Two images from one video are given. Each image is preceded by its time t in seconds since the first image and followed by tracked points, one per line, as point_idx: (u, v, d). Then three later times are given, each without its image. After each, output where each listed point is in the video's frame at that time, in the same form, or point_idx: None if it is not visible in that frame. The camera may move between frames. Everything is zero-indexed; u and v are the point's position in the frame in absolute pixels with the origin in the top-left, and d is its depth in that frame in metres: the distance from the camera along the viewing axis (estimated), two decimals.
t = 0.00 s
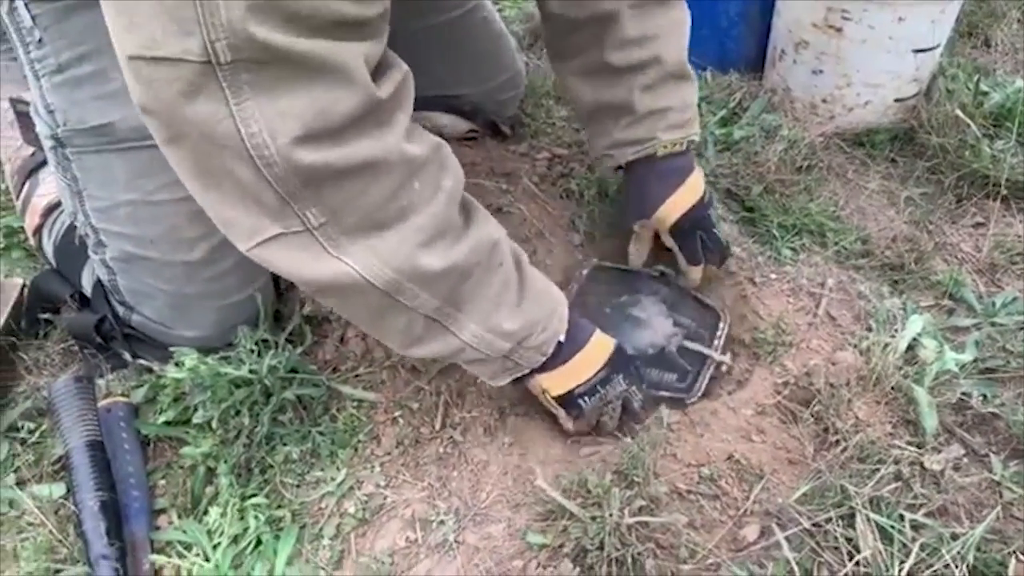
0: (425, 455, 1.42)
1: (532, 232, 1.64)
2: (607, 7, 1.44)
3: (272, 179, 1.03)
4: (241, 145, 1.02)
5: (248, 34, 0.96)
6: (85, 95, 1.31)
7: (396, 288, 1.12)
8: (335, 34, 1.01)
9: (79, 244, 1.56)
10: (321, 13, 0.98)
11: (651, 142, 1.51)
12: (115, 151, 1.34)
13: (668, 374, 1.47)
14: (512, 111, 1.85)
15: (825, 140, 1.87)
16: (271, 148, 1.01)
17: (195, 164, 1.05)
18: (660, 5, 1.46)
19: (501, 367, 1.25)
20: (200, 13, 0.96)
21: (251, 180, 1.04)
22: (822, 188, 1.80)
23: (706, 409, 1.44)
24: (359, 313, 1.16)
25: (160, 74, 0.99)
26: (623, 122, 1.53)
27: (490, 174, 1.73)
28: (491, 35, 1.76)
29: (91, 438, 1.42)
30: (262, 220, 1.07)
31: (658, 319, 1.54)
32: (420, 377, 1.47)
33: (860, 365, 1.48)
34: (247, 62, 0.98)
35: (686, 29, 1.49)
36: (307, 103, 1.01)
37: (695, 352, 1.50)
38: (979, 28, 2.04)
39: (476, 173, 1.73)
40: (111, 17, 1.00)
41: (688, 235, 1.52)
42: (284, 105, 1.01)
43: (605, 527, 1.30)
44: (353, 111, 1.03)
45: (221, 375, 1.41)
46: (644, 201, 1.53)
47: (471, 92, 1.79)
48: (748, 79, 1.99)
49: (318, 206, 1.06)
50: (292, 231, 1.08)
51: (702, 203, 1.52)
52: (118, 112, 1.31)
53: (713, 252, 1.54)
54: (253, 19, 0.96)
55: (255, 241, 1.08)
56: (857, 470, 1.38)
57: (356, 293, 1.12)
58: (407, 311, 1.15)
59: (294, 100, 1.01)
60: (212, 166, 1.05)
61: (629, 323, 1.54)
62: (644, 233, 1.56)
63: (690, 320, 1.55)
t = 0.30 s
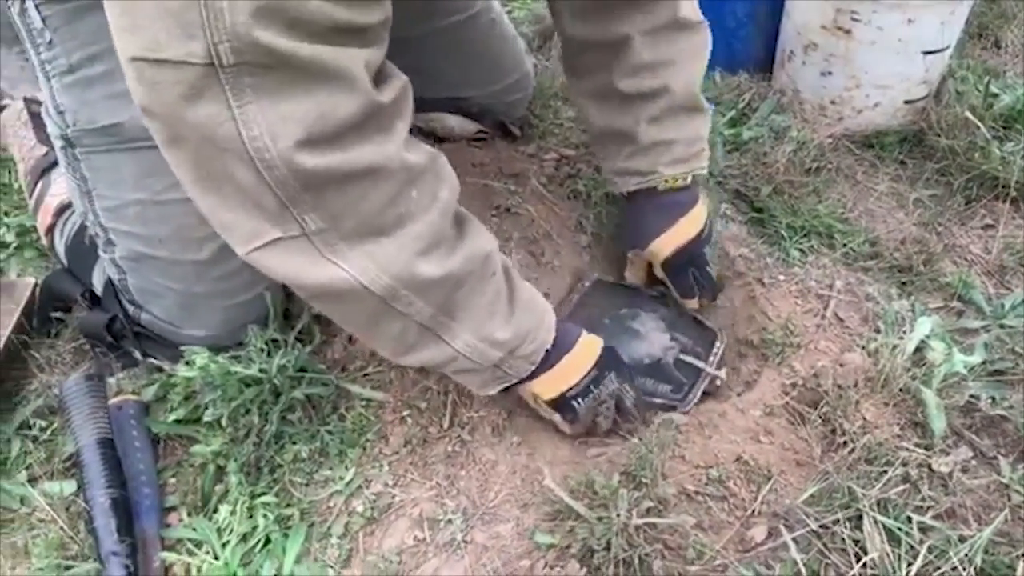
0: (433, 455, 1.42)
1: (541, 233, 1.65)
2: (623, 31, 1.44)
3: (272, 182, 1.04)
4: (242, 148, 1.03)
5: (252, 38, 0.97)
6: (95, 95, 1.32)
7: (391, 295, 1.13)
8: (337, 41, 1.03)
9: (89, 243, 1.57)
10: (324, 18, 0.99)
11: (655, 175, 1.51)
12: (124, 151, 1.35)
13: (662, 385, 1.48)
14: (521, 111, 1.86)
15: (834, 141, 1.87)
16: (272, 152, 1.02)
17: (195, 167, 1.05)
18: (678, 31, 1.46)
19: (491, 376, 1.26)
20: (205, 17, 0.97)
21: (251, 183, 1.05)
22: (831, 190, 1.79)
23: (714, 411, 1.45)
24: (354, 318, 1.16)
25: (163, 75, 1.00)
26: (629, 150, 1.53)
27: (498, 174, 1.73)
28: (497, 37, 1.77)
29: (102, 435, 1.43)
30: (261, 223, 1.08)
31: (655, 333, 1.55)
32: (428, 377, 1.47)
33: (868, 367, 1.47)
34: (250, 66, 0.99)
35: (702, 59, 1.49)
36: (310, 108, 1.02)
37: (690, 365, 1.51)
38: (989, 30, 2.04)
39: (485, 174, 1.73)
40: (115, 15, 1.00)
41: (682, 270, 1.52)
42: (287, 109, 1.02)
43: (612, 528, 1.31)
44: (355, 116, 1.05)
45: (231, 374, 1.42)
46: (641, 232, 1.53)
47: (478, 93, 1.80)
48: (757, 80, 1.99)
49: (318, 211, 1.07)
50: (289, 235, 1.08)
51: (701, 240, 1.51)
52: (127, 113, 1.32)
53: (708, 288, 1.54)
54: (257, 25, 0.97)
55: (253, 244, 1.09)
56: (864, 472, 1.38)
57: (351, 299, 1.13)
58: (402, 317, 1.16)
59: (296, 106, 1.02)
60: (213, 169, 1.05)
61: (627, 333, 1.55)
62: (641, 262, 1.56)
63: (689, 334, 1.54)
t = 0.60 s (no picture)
0: (426, 464, 1.41)
1: (535, 240, 1.65)
2: (611, 29, 1.46)
3: (286, 207, 1.03)
4: (255, 175, 1.02)
5: (260, 69, 0.96)
6: (84, 102, 1.31)
7: (408, 312, 1.11)
8: (344, 66, 1.02)
9: (78, 249, 1.55)
10: (329, 44, 0.99)
11: (647, 167, 1.51)
12: (113, 158, 1.34)
13: (676, 386, 1.47)
14: (514, 119, 1.86)
15: (826, 149, 1.87)
16: (285, 177, 1.01)
17: (208, 194, 1.05)
18: (666, 28, 1.48)
19: (503, 391, 1.25)
20: (212, 50, 0.96)
21: (266, 208, 1.04)
22: (822, 197, 1.80)
23: (710, 419, 1.44)
24: (371, 337, 1.15)
25: (173, 108, 0.99)
26: (625, 147, 1.53)
27: (492, 182, 1.74)
28: (491, 46, 1.77)
29: (91, 446, 1.42)
30: (275, 247, 1.07)
31: (662, 333, 1.52)
32: (422, 386, 1.47)
33: (861, 374, 1.48)
34: (259, 95, 0.98)
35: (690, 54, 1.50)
36: (320, 132, 1.01)
37: (701, 362, 1.49)
38: (978, 39, 2.05)
39: (478, 181, 1.73)
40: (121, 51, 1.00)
41: (679, 258, 1.53)
42: (298, 134, 1.01)
43: (606, 537, 1.30)
44: (365, 138, 1.04)
45: (222, 383, 1.41)
46: (636, 222, 1.53)
47: (471, 100, 1.79)
48: (748, 89, 2.00)
49: (332, 232, 1.06)
50: (304, 257, 1.07)
51: (697, 227, 1.51)
52: (117, 120, 1.31)
53: (705, 275, 1.55)
54: (263, 55, 0.96)
55: (268, 268, 1.08)
56: (858, 480, 1.38)
57: (368, 318, 1.12)
58: (418, 333, 1.14)
59: (307, 130, 1.01)
60: (226, 195, 1.04)
61: (634, 339, 1.52)
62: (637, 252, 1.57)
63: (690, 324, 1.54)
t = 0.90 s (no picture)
0: (399, 475, 1.40)
1: (509, 249, 1.65)
2: (591, 48, 1.48)
3: (225, 215, 1.03)
4: (193, 182, 1.01)
5: (197, 76, 0.96)
6: (42, 110, 1.29)
7: (351, 320, 1.11)
8: (286, 74, 1.02)
9: (41, 260, 1.51)
10: (270, 52, 0.99)
11: (618, 184, 1.53)
12: (71, 168, 1.32)
13: (633, 393, 1.45)
14: (487, 127, 1.85)
15: (797, 158, 1.89)
16: (223, 185, 1.01)
17: (147, 200, 1.04)
18: (647, 49, 1.49)
19: (456, 393, 1.25)
20: (148, 55, 0.95)
21: (204, 216, 1.04)
22: (794, 206, 1.81)
23: (681, 427, 1.44)
24: (315, 344, 1.15)
25: (109, 113, 0.98)
26: (597, 163, 1.54)
27: (466, 190, 1.73)
28: (462, 55, 1.76)
29: (55, 460, 1.38)
30: (215, 253, 1.06)
31: (625, 341, 1.50)
32: (396, 397, 1.46)
33: (834, 381, 1.49)
34: (197, 102, 0.98)
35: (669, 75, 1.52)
36: (259, 140, 1.01)
37: (661, 371, 1.48)
38: (944, 50, 2.08)
39: (451, 190, 1.73)
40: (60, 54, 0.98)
41: (644, 274, 1.53)
42: (236, 143, 1.00)
43: (582, 547, 1.29)
44: (306, 147, 1.03)
45: (191, 396, 1.38)
46: (604, 235, 1.55)
47: (443, 109, 1.78)
48: (720, 98, 2.02)
49: (273, 240, 1.06)
50: (245, 264, 1.07)
51: (663, 246, 1.52)
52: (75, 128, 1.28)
53: (668, 291, 1.56)
54: (201, 62, 0.96)
55: (208, 274, 1.07)
56: (832, 486, 1.38)
57: (311, 326, 1.12)
58: (362, 340, 1.14)
59: (246, 138, 1.01)
60: (165, 201, 1.04)
61: (597, 346, 1.49)
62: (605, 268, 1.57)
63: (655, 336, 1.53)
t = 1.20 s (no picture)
0: (363, 475, 1.38)
1: (474, 245, 1.63)
2: (549, 52, 1.46)
3: (168, 205, 1.00)
4: (135, 172, 0.98)
5: (135, 59, 0.92)
6: None
7: (302, 313, 1.09)
8: (230, 57, 0.99)
9: None
10: (211, 34, 0.96)
11: (588, 191, 1.52)
12: (19, 163, 1.29)
13: (584, 392, 1.42)
14: (452, 123, 1.83)
15: (762, 152, 1.89)
16: (166, 174, 0.98)
17: (87, 191, 1.01)
18: (606, 51, 1.48)
19: (411, 380, 1.23)
20: (83, 39, 0.92)
21: (148, 207, 1.00)
22: (760, 200, 1.81)
23: (648, 422, 1.44)
24: (266, 339, 1.12)
25: (43, 100, 0.95)
26: (566, 170, 1.53)
27: (431, 186, 1.71)
28: (425, 50, 1.74)
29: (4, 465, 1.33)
30: (159, 246, 1.03)
31: (586, 338, 1.46)
32: (359, 396, 1.43)
33: (799, 374, 1.49)
34: (136, 88, 0.95)
35: (631, 76, 1.51)
36: (202, 128, 0.98)
37: (616, 375, 1.45)
38: (906, 46, 2.10)
39: (416, 186, 1.70)
40: None
41: (620, 278, 1.52)
42: (178, 130, 0.97)
43: (548, 544, 1.28)
44: (253, 135, 1.01)
45: (147, 396, 1.35)
46: (579, 243, 1.54)
47: (407, 104, 1.76)
48: (686, 94, 2.01)
49: (219, 232, 1.03)
50: (191, 258, 1.04)
51: (637, 249, 1.51)
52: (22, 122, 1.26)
53: (646, 295, 1.53)
54: (138, 43, 0.92)
55: (153, 268, 1.04)
56: (797, 479, 1.39)
57: (262, 320, 1.09)
58: (314, 334, 1.12)
59: (188, 125, 0.98)
60: (104, 192, 1.00)
61: (557, 339, 1.45)
62: (580, 274, 1.56)
63: (616, 342, 1.49)
